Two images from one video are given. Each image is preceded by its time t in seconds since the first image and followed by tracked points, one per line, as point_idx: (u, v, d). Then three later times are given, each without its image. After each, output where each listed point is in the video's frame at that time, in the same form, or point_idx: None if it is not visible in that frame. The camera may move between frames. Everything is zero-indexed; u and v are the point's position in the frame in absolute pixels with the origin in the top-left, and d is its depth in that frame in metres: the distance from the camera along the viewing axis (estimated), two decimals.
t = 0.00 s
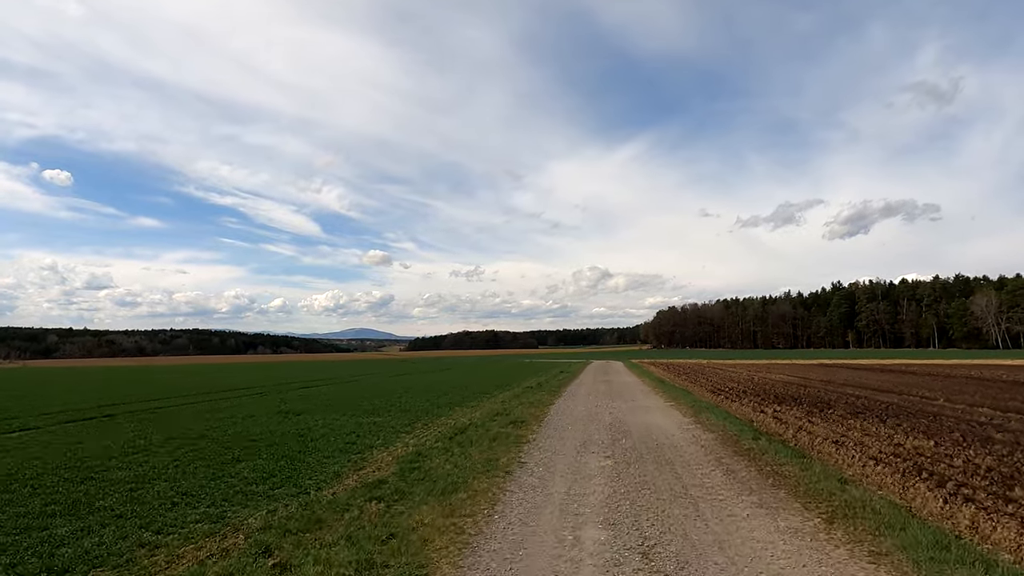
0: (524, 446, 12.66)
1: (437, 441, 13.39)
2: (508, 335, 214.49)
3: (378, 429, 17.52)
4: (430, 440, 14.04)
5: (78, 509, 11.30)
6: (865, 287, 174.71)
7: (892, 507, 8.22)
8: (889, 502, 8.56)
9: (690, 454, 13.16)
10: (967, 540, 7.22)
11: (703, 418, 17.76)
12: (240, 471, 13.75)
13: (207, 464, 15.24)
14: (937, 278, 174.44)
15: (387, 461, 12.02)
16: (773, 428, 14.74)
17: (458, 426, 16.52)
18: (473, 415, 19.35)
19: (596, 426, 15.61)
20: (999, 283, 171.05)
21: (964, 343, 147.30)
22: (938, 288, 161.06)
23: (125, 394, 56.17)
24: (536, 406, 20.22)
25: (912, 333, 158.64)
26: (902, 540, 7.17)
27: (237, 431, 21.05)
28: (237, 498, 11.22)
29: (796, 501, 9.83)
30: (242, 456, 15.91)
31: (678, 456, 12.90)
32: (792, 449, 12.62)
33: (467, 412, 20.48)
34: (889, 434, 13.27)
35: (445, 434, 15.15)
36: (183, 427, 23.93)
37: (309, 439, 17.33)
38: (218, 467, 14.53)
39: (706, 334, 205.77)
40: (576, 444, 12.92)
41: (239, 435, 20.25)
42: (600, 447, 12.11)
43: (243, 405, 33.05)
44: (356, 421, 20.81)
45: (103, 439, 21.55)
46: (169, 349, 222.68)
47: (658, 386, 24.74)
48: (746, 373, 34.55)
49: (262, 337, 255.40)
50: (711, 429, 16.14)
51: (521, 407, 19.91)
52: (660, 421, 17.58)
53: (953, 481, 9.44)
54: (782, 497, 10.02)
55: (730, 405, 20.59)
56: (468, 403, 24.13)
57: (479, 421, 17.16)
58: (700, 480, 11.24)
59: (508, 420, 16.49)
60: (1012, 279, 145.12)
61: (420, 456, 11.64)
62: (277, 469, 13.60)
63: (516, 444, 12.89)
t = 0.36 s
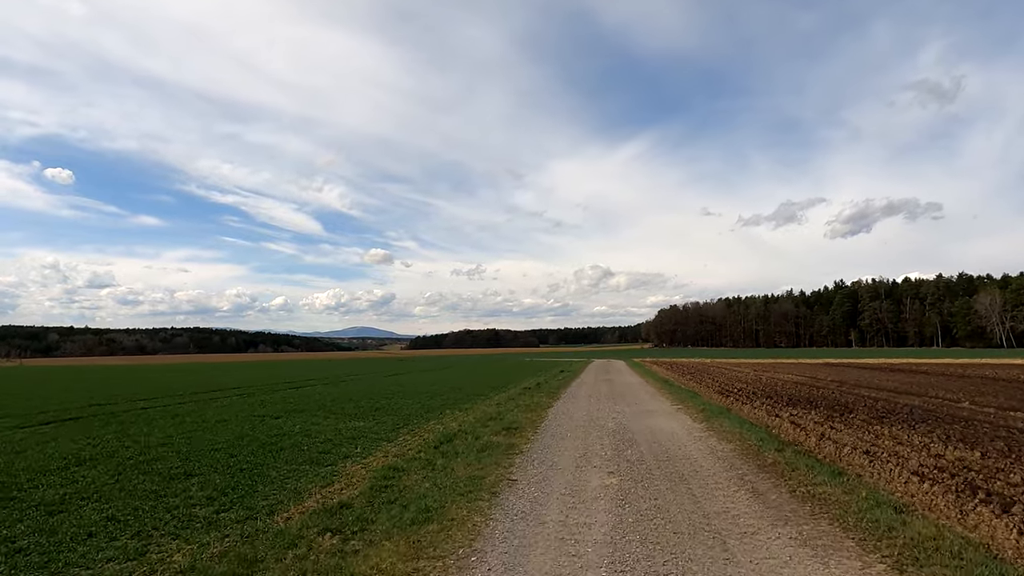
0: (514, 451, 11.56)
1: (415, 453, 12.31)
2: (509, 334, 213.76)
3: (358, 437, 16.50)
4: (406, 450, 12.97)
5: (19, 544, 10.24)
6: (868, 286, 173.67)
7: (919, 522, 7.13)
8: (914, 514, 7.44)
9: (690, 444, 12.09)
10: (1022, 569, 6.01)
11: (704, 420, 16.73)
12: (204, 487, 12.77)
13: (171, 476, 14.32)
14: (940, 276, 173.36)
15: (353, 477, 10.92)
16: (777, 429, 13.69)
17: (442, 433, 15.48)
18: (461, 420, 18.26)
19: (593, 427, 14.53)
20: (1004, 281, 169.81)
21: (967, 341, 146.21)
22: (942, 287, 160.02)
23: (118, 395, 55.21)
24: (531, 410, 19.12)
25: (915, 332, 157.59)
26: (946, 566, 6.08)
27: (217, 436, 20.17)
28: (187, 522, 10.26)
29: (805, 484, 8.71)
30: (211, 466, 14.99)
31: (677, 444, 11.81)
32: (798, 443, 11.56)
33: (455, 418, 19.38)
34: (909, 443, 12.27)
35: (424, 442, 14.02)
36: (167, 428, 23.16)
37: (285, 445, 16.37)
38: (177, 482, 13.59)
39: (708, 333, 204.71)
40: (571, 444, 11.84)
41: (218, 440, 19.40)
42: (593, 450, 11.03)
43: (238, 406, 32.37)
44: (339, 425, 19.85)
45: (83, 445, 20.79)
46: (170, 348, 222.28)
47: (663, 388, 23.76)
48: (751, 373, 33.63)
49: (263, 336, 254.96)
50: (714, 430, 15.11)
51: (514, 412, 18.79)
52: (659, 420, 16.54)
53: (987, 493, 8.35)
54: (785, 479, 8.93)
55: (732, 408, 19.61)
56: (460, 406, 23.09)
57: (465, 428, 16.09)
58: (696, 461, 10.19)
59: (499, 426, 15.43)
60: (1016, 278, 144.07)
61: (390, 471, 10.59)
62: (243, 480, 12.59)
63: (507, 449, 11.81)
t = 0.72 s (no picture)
0: (513, 464, 10.72)
1: (398, 463, 11.44)
2: (512, 333, 213.28)
3: (342, 444, 15.64)
4: (392, 460, 12.08)
5: None
6: (872, 285, 172.72)
7: (986, 560, 6.17)
8: (978, 549, 6.47)
9: (704, 454, 11.21)
10: None
11: (712, 423, 15.96)
12: (167, 479, 11.96)
13: (139, 469, 13.58)
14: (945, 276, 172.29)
15: (327, 493, 10.03)
16: (793, 433, 12.87)
17: (432, 439, 14.59)
18: (454, 426, 17.36)
19: (597, 432, 13.66)
20: (1009, 281, 168.52)
21: (972, 341, 145.11)
22: (947, 286, 159.00)
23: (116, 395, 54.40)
24: (529, 415, 18.20)
25: (920, 332, 156.49)
26: None
27: (201, 433, 19.41)
28: (137, 517, 9.46)
29: (846, 510, 7.75)
30: (183, 461, 14.21)
31: (689, 454, 10.92)
32: (821, 453, 10.69)
33: (449, 423, 18.46)
34: (936, 449, 11.45)
35: (413, 450, 13.12)
36: (152, 426, 22.48)
37: (265, 448, 15.55)
38: (142, 474, 12.81)
39: (711, 333, 203.69)
40: (574, 452, 11.01)
41: (199, 437, 18.63)
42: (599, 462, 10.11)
43: (233, 404, 31.68)
44: (327, 428, 19.00)
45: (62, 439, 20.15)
46: (172, 347, 221.88)
47: (668, 390, 22.91)
48: (757, 373, 32.82)
49: (265, 335, 254.55)
50: (724, 432, 14.34)
51: (512, 417, 17.89)
52: (666, 424, 15.70)
53: None
54: (820, 503, 7.98)
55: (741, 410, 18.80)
56: (456, 410, 22.18)
57: (458, 434, 15.18)
58: (710, 475, 9.29)
59: (496, 433, 14.53)
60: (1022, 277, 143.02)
61: (366, 486, 9.70)
62: (208, 479, 11.75)
63: (504, 460, 10.95)
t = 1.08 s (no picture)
0: (517, 487, 9.49)
1: (373, 485, 10.31)
2: (514, 336, 212.50)
3: (317, 458, 14.57)
4: (367, 480, 10.92)
5: None
6: (876, 288, 171.65)
7: None
8: None
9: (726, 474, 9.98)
10: None
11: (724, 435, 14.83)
12: (113, 504, 10.93)
13: (92, 486, 12.54)
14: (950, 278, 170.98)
15: (286, 525, 8.87)
16: (817, 446, 11.75)
17: (414, 454, 13.46)
18: (441, 437, 16.24)
19: (603, 445, 12.48)
20: (1016, 283, 167.02)
21: (979, 344, 143.77)
22: (952, 289, 157.74)
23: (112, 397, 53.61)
24: (523, 424, 17.07)
25: (925, 335, 155.19)
26: None
27: (176, 443, 18.47)
28: (45, 556, 8.41)
29: (912, 555, 6.53)
30: (142, 477, 13.19)
31: (706, 473, 9.69)
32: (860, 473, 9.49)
33: (437, 434, 17.33)
34: (978, 467, 10.36)
35: (390, 468, 11.96)
36: (131, 433, 21.65)
37: (238, 463, 14.47)
38: (89, 494, 11.81)
39: (714, 335, 202.61)
40: (583, 472, 9.76)
41: (171, 447, 17.67)
42: (603, 485, 8.97)
43: (226, 408, 30.90)
44: (307, 439, 17.93)
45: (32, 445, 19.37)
46: (174, 349, 221.50)
47: (676, 396, 21.86)
48: (766, 378, 31.78)
49: (268, 337, 254.17)
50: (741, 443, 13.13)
51: (504, 427, 16.74)
52: (677, 436, 14.56)
53: None
54: (877, 545, 6.76)
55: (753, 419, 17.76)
56: (448, 418, 21.06)
57: (442, 448, 14.05)
58: (735, 504, 8.05)
59: (488, 445, 13.41)
60: None
61: (326, 518, 8.59)
62: (156, 504, 10.72)
63: (503, 482, 9.77)
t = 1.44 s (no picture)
0: (513, 509, 8.50)
1: (338, 510, 9.07)
2: (517, 339, 211.55)
3: (294, 475, 13.69)
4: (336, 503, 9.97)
5: None
6: (881, 290, 170.38)
7: None
8: None
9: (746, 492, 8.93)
10: None
11: (735, 445, 13.89)
12: (43, 538, 9.90)
13: (40, 516, 11.41)
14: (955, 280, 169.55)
15: (233, 564, 7.98)
16: (840, 456, 10.78)
17: (395, 471, 12.49)
18: (426, 450, 15.29)
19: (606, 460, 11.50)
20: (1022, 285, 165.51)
21: (984, 347, 142.45)
22: (958, 291, 156.38)
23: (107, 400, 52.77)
24: (518, 434, 16.11)
25: (930, 337, 153.88)
26: None
27: (152, 455, 17.73)
28: None
29: None
30: (100, 498, 12.42)
31: (717, 494, 8.68)
32: (903, 495, 8.46)
33: (425, 446, 16.42)
34: None
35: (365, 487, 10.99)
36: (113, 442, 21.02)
37: (209, 483, 13.31)
38: (35, 518, 11.02)
39: (717, 338, 201.38)
40: (587, 494, 8.75)
41: (144, 460, 16.92)
42: (610, 518, 7.81)
43: (219, 413, 30.32)
44: (287, 451, 17.05)
45: (4, 454, 18.81)
46: (176, 351, 221.42)
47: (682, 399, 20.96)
48: (774, 381, 30.80)
49: (270, 339, 253.92)
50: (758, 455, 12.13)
51: (496, 439, 15.77)
52: (685, 448, 13.58)
53: None
54: None
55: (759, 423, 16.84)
56: (441, 427, 20.13)
57: (425, 464, 13.05)
58: (754, 544, 7.01)
59: (478, 460, 12.49)
60: None
61: (269, 558, 7.37)
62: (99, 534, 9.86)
63: (491, 508, 8.53)
